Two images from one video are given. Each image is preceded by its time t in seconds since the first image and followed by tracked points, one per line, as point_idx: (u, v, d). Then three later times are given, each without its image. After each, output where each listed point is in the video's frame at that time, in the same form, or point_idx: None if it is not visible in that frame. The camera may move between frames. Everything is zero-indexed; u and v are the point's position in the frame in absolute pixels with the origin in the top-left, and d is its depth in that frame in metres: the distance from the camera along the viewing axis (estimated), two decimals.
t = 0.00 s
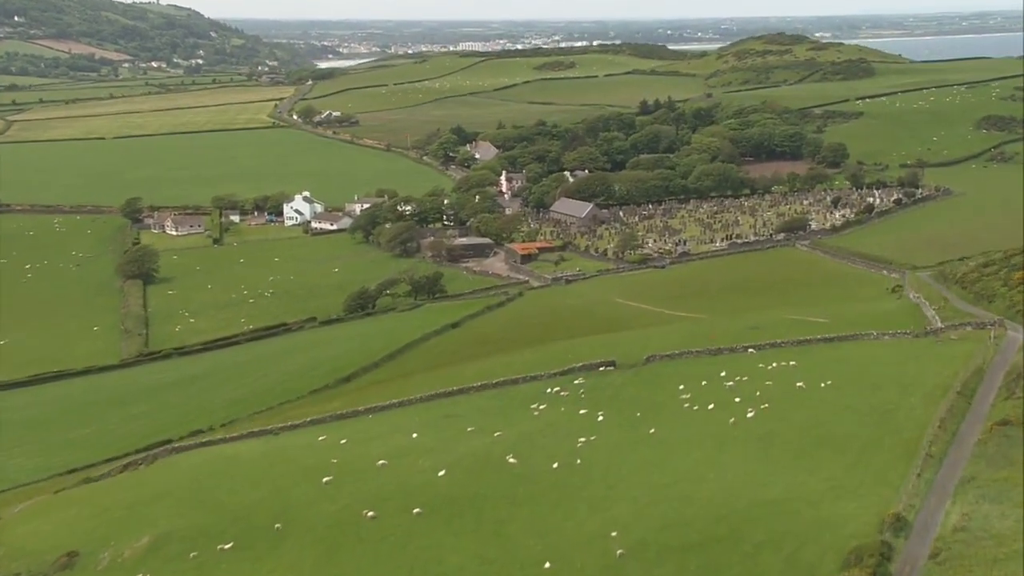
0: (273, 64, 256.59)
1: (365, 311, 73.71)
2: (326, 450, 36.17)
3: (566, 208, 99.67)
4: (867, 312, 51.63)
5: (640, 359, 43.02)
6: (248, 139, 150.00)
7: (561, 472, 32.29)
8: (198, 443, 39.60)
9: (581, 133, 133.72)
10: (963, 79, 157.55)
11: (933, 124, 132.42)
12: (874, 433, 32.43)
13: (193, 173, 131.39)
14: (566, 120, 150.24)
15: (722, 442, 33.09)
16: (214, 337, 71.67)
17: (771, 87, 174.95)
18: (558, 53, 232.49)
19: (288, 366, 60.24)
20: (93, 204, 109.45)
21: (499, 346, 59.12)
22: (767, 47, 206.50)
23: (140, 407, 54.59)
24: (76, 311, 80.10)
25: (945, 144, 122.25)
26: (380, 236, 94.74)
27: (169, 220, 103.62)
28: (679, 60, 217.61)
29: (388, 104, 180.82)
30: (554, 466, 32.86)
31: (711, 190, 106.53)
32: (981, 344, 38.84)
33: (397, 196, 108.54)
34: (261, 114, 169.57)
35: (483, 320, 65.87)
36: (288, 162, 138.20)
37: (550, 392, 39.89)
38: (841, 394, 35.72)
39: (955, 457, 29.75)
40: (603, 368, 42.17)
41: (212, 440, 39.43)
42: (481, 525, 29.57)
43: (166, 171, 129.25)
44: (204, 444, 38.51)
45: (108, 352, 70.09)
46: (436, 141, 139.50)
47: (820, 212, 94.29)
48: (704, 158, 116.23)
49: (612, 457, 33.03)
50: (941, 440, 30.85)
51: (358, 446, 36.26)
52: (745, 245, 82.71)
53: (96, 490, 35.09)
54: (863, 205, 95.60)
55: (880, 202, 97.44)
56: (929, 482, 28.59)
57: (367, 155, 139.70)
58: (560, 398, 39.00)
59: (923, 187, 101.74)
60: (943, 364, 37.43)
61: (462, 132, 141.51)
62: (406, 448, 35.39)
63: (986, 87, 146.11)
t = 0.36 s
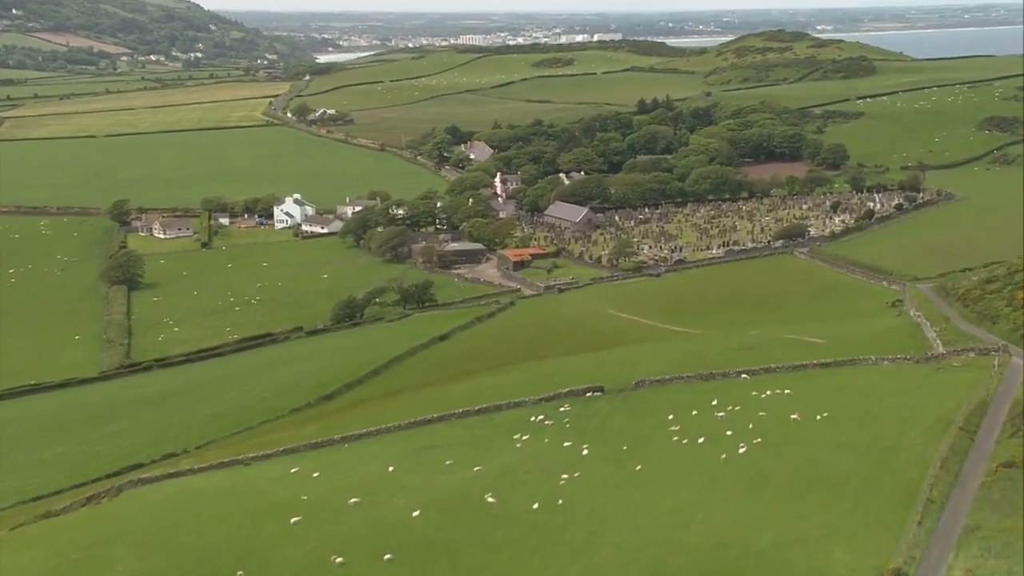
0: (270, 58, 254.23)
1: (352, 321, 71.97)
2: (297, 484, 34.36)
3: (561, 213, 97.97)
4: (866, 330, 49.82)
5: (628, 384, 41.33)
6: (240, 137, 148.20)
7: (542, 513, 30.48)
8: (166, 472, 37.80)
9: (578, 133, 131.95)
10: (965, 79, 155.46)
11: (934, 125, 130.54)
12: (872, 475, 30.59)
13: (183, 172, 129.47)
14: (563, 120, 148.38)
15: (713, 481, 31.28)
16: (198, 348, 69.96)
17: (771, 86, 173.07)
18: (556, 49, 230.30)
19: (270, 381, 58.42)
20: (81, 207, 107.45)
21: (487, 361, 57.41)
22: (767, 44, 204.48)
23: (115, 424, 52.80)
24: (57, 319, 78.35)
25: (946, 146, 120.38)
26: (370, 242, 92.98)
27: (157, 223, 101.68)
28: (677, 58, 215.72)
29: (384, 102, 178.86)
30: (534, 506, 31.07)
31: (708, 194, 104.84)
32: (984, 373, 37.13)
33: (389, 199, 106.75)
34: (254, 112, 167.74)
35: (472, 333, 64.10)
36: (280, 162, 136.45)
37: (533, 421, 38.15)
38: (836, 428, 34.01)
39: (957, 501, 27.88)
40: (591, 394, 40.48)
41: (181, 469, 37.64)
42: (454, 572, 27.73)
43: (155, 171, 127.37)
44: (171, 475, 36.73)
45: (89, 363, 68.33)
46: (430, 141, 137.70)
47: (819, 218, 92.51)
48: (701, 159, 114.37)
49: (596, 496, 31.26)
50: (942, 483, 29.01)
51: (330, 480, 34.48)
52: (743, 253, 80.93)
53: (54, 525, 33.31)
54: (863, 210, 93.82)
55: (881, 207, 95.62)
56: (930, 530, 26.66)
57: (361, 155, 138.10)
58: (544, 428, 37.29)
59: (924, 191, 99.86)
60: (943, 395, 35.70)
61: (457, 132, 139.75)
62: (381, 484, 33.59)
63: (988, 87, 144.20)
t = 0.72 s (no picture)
0: (268, 52, 252.04)
1: (339, 331, 70.26)
2: (265, 523, 32.66)
3: (556, 216, 96.14)
4: (866, 349, 48.06)
5: (616, 411, 39.66)
6: (233, 134, 146.26)
7: (520, 559, 28.77)
8: (131, 504, 36.13)
9: (575, 133, 130.12)
10: (969, 77, 153.20)
11: (936, 125, 128.50)
12: (870, 520, 28.87)
13: (175, 170, 127.61)
14: (560, 118, 146.35)
15: (702, 524, 29.56)
16: (181, 358, 68.26)
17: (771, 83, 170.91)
18: (555, 44, 227.85)
19: (251, 397, 56.74)
20: (68, 208, 105.64)
21: (475, 378, 55.73)
22: (767, 40, 202.13)
23: (89, 443, 51.15)
24: (39, 326, 76.63)
25: (949, 146, 118.41)
26: (361, 245, 91.19)
27: (144, 225, 99.92)
28: (677, 53, 213.21)
29: (380, 99, 176.81)
30: (513, 551, 29.36)
31: (706, 197, 103.11)
32: (989, 405, 35.43)
33: (382, 202, 104.94)
34: (248, 108, 165.77)
35: (460, 345, 62.37)
36: (273, 160, 134.64)
37: (516, 452, 36.45)
38: (833, 466, 32.29)
39: (960, 553, 26.17)
40: (577, 422, 38.82)
41: (147, 502, 35.96)
42: None
43: (146, 170, 125.48)
44: (136, 509, 35.08)
45: (68, 374, 66.62)
46: (425, 140, 135.82)
47: (819, 223, 90.71)
48: (699, 160, 112.51)
49: (577, 540, 29.57)
50: (944, 531, 27.25)
51: (299, 519, 32.73)
52: (740, 260, 79.14)
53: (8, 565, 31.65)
54: (864, 215, 92.02)
55: (882, 211, 93.80)
56: None
57: (355, 154, 136.33)
58: (527, 460, 35.59)
59: (926, 194, 97.97)
60: (945, 428, 34.05)
61: (453, 131, 137.91)
62: (353, 524, 31.88)
63: (992, 86, 142.03)
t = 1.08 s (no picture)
0: (266, 43, 249.63)
1: (327, 341, 68.49)
2: (230, 565, 30.96)
3: (551, 219, 94.26)
4: (866, 369, 46.28)
5: (603, 440, 37.98)
6: (227, 131, 144.36)
7: None
8: (93, 540, 34.44)
9: (572, 131, 128.24)
10: (973, 74, 150.91)
11: (939, 123, 126.42)
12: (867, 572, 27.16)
13: (166, 168, 125.67)
14: (558, 115, 144.37)
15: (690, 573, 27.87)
16: (163, 369, 66.58)
17: (772, 79, 168.71)
18: (554, 39, 225.45)
19: (231, 412, 55.04)
20: (56, 208, 103.76)
21: (462, 396, 54.10)
22: (769, 35, 199.75)
23: (61, 463, 49.49)
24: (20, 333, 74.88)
25: (953, 146, 116.45)
26: (352, 249, 89.42)
27: (132, 227, 98.16)
28: (677, 48, 210.79)
29: (376, 94, 174.76)
30: None
31: (704, 199, 101.27)
32: (993, 441, 33.78)
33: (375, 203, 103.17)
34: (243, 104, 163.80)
35: (448, 357, 60.64)
36: (267, 158, 132.84)
37: (498, 487, 34.74)
38: (830, 508, 30.60)
39: None
40: (562, 452, 37.12)
41: (110, 537, 34.32)
42: None
43: (136, 168, 123.62)
44: (97, 546, 33.40)
45: (46, 385, 64.89)
46: (421, 138, 133.97)
47: (819, 227, 88.86)
48: (698, 160, 110.63)
49: None
50: None
51: (267, 561, 31.02)
52: (737, 266, 77.35)
53: None
54: (864, 219, 90.14)
55: (883, 214, 91.91)
56: None
57: (350, 152, 134.60)
58: (508, 496, 33.88)
59: (929, 197, 96.06)
60: (948, 466, 32.39)
61: (449, 129, 136.08)
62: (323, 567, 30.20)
63: (996, 83, 139.81)
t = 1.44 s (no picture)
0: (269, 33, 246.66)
1: (314, 351, 66.70)
2: None
3: (547, 220, 92.32)
4: (866, 392, 44.50)
5: (590, 473, 36.39)
6: (222, 128, 142.40)
7: None
8: None
9: (570, 129, 126.21)
10: (978, 70, 148.55)
11: (943, 121, 124.33)
12: None
13: (159, 165, 123.81)
14: (557, 112, 142.30)
15: None
16: (147, 379, 64.95)
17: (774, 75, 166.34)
18: (554, 32, 222.81)
19: (211, 429, 53.42)
20: (44, 208, 101.91)
21: (450, 414, 52.50)
22: (771, 29, 197.20)
23: (34, 484, 47.91)
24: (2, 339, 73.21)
25: (957, 145, 114.48)
26: (343, 252, 87.55)
27: (121, 228, 96.40)
28: (677, 42, 208.21)
29: (373, 89, 172.56)
30: None
31: (703, 201, 99.40)
32: (998, 483, 32.16)
33: (368, 204, 101.31)
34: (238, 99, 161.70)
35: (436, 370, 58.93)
36: (261, 156, 131.00)
37: (478, 525, 33.11)
38: (826, 556, 29.02)
39: None
40: (547, 486, 35.51)
41: None
42: None
43: (128, 165, 121.76)
44: None
45: (26, 396, 63.27)
46: (417, 135, 131.95)
47: (819, 231, 86.98)
48: (697, 160, 108.65)
49: None
50: None
51: None
52: (735, 272, 75.57)
53: None
54: (866, 223, 88.30)
55: (885, 218, 90.05)
56: None
57: (345, 150, 132.64)
58: (488, 536, 32.24)
59: (932, 199, 94.11)
60: (950, 510, 30.86)
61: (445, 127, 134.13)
62: None
63: (1002, 80, 137.54)
